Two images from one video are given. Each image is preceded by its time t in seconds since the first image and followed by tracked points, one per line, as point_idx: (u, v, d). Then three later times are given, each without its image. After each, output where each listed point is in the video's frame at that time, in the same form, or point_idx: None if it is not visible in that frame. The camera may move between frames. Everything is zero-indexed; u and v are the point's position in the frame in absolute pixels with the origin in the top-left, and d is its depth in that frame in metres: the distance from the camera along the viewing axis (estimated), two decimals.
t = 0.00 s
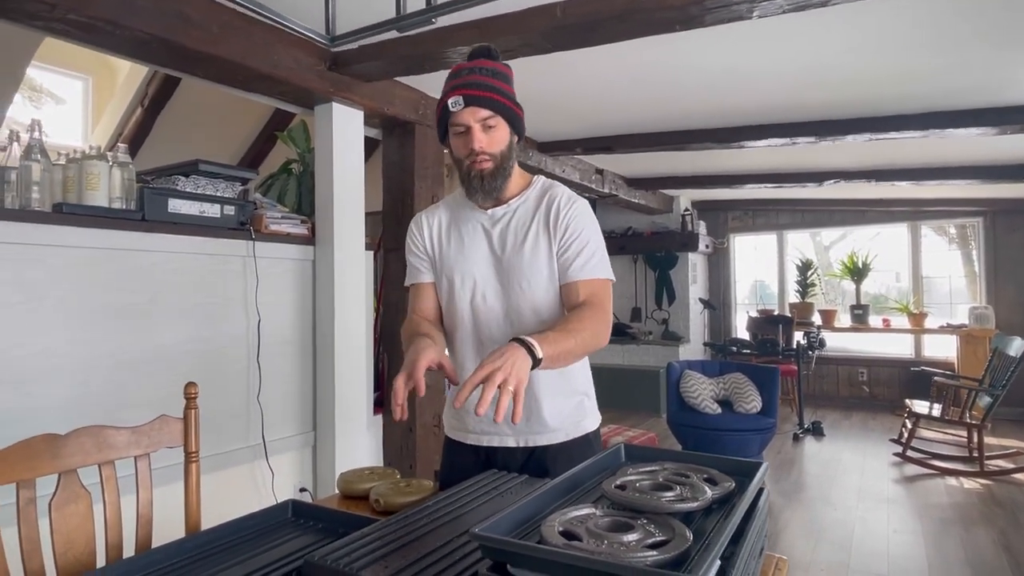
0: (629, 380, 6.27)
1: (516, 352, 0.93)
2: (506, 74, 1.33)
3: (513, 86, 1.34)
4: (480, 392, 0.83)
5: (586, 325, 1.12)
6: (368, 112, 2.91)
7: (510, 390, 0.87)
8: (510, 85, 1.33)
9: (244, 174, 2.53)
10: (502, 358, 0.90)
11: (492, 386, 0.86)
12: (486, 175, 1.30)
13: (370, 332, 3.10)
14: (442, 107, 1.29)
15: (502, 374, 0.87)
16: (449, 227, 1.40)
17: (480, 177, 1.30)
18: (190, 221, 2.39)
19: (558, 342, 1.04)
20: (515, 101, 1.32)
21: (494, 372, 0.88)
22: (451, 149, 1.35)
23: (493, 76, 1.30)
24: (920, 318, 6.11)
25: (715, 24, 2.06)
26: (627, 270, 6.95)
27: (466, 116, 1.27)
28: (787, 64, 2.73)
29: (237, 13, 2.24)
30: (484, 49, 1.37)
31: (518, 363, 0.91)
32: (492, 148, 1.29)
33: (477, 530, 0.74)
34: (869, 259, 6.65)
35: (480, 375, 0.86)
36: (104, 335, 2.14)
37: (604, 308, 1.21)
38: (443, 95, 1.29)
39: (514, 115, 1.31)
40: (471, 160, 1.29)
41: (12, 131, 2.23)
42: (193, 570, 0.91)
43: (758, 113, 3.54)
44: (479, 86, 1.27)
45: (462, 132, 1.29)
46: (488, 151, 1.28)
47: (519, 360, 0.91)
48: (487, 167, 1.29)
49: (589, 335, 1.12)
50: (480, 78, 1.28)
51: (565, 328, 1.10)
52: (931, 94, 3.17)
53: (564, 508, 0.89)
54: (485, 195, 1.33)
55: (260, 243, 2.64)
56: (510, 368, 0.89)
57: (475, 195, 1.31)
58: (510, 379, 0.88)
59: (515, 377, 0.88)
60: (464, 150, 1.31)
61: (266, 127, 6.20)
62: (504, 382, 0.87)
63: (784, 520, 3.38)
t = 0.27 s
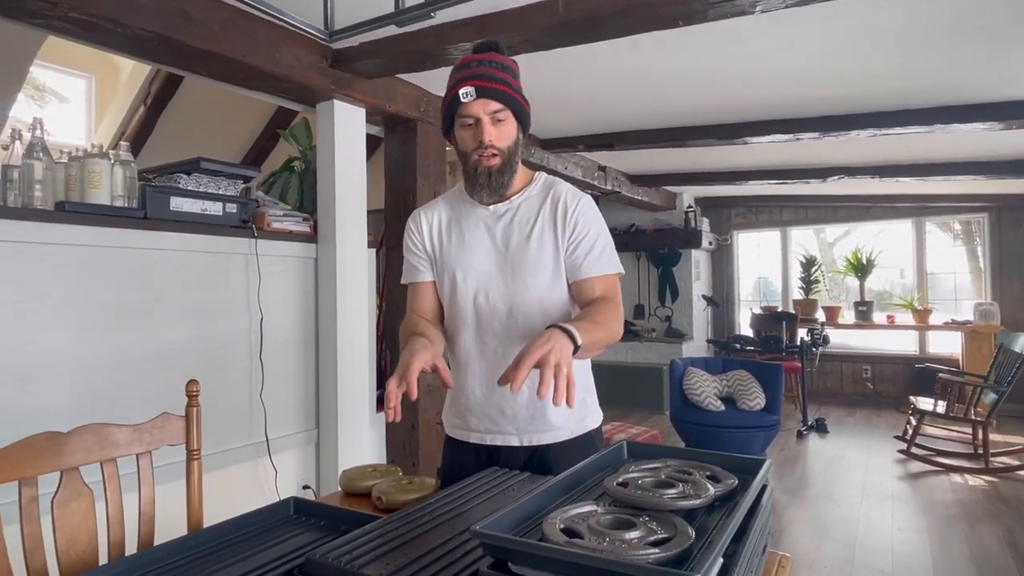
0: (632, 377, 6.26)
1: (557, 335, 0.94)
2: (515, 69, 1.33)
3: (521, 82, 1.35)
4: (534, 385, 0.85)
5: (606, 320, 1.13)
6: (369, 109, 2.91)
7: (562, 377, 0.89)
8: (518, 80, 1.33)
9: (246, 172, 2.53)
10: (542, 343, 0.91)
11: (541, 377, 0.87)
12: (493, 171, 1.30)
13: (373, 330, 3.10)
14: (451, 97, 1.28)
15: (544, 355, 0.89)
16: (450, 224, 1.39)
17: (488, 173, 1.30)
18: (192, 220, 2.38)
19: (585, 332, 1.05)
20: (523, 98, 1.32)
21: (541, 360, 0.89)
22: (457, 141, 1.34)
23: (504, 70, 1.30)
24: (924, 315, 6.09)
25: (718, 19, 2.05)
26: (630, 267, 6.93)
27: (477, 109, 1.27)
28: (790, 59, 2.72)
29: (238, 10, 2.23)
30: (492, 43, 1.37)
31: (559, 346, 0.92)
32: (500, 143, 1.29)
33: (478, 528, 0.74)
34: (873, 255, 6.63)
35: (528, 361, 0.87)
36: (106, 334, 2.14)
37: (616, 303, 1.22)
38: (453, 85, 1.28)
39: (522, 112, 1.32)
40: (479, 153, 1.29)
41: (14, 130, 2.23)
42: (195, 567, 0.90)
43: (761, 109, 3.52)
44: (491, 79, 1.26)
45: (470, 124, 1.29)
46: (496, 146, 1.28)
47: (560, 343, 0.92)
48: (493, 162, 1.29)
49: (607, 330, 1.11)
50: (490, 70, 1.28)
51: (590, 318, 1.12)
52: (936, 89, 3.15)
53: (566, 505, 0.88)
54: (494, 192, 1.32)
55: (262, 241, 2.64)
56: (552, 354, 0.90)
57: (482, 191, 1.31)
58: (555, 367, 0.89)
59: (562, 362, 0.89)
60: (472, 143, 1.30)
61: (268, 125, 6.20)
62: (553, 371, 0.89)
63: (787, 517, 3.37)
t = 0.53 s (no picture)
0: (634, 374, 6.25)
1: (551, 383, 0.90)
2: (516, 67, 1.32)
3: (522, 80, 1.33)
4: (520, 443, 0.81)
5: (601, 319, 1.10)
6: (371, 106, 2.90)
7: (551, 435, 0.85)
8: (520, 79, 1.31)
9: (247, 169, 2.53)
10: (536, 392, 0.87)
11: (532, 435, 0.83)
12: (493, 172, 1.28)
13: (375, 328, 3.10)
14: (450, 100, 1.27)
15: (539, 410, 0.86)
16: (452, 219, 1.39)
17: (487, 175, 1.29)
18: (193, 217, 2.38)
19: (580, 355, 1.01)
20: (524, 96, 1.31)
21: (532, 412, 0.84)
22: (457, 141, 1.33)
23: (503, 70, 1.28)
24: (928, 311, 6.07)
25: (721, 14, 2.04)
26: (632, 264, 6.92)
27: (475, 111, 1.25)
28: (793, 54, 2.71)
29: (239, 6, 2.23)
30: (493, 39, 1.35)
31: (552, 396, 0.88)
32: (500, 144, 1.28)
33: (480, 525, 0.74)
34: (876, 252, 6.61)
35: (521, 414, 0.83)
36: (108, 331, 2.14)
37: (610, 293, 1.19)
38: (452, 87, 1.27)
39: (523, 110, 1.30)
40: (478, 155, 1.28)
41: (14, 127, 2.23)
42: (196, 564, 0.90)
43: (764, 105, 3.51)
44: (488, 81, 1.25)
45: (469, 126, 1.28)
46: (496, 149, 1.27)
47: (552, 397, 0.88)
48: (493, 165, 1.27)
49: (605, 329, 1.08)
50: (490, 71, 1.27)
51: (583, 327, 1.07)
52: (940, 84, 3.13)
53: (569, 502, 0.88)
54: (492, 190, 1.31)
55: (263, 238, 2.63)
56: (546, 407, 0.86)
57: (481, 191, 1.29)
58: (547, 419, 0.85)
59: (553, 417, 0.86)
60: (471, 146, 1.29)
61: (270, 122, 6.19)
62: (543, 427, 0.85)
63: (790, 514, 3.37)
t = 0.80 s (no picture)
0: (636, 372, 6.25)
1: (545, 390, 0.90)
2: (516, 58, 1.31)
3: (524, 71, 1.32)
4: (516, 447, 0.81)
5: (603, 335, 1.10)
6: (372, 104, 2.89)
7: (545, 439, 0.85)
8: (521, 69, 1.31)
9: (248, 167, 2.53)
10: (531, 399, 0.87)
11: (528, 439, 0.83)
12: (494, 164, 1.27)
13: (376, 326, 3.09)
14: (450, 89, 1.26)
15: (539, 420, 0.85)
16: (454, 219, 1.38)
17: (489, 166, 1.27)
18: (194, 215, 2.37)
19: (576, 363, 1.01)
20: (526, 87, 1.30)
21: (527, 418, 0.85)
22: (457, 133, 1.32)
23: (504, 59, 1.28)
24: (929, 309, 6.06)
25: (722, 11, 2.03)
26: (633, 263, 6.92)
27: (476, 100, 1.24)
28: (795, 52, 2.70)
29: (239, 4, 2.22)
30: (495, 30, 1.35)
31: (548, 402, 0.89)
32: (501, 135, 1.26)
33: (482, 524, 0.74)
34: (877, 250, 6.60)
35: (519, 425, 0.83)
36: (109, 330, 2.14)
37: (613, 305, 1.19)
38: (453, 76, 1.26)
39: (524, 101, 1.29)
40: (479, 146, 1.26)
41: (15, 126, 2.22)
42: (198, 563, 0.90)
43: (766, 102, 3.50)
44: (489, 70, 1.24)
45: (470, 116, 1.27)
46: (497, 138, 1.26)
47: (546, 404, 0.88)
48: (495, 155, 1.26)
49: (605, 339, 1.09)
50: (491, 60, 1.26)
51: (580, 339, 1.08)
52: (943, 81, 3.13)
53: (571, 501, 0.88)
54: (494, 185, 1.30)
55: (265, 236, 2.63)
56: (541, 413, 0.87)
57: (483, 184, 1.29)
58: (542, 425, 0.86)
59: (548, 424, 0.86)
60: (472, 137, 1.28)
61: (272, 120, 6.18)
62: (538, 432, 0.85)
63: (792, 512, 3.37)
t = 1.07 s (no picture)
0: (637, 371, 6.24)
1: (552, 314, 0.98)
2: (514, 52, 1.32)
3: (522, 66, 1.33)
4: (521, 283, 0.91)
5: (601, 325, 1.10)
6: (373, 102, 2.89)
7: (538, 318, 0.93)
8: (520, 64, 1.32)
9: (249, 166, 2.52)
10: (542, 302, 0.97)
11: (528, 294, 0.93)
12: (492, 160, 1.27)
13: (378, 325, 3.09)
14: (446, 85, 1.27)
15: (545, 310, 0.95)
16: (456, 221, 1.38)
17: (487, 163, 1.27)
18: (196, 214, 2.37)
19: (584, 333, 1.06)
20: (524, 82, 1.30)
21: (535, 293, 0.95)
22: (455, 131, 1.32)
23: (502, 54, 1.29)
24: (931, 307, 6.06)
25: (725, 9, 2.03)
26: (634, 261, 6.92)
27: (472, 95, 1.25)
28: (797, 49, 2.70)
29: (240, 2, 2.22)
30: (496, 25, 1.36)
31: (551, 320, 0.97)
32: (498, 130, 1.27)
33: (487, 522, 0.74)
34: (878, 248, 6.59)
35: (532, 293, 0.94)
36: (111, 328, 2.14)
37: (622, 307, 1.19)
38: (449, 71, 1.28)
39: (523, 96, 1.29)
40: (476, 142, 1.27)
41: (16, 125, 2.22)
42: (201, 561, 0.90)
43: (768, 100, 3.49)
44: (485, 64, 1.25)
45: (467, 112, 1.27)
46: (494, 134, 1.26)
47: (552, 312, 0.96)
48: (493, 152, 1.26)
49: (611, 336, 1.12)
50: (487, 54, 1.27)
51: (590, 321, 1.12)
52: (945, 79, 3.12)
53: (574, 500, 0.87)
54: (491, 183, 1.29)
55: (266, 235, 2.63)
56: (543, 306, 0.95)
57: (481, 181, 1.27)
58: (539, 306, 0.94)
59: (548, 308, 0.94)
60: (469, 133, 1.28)
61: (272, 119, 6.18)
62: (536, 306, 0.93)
63: (794, 511, 3.37)
